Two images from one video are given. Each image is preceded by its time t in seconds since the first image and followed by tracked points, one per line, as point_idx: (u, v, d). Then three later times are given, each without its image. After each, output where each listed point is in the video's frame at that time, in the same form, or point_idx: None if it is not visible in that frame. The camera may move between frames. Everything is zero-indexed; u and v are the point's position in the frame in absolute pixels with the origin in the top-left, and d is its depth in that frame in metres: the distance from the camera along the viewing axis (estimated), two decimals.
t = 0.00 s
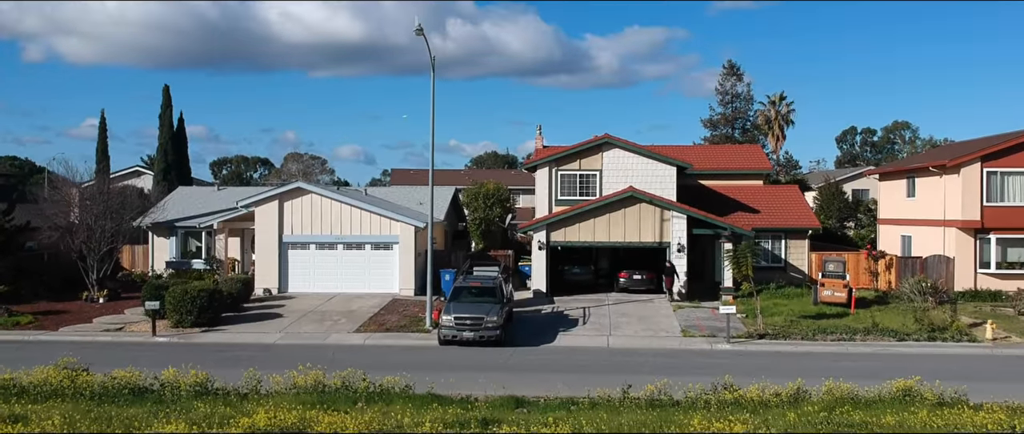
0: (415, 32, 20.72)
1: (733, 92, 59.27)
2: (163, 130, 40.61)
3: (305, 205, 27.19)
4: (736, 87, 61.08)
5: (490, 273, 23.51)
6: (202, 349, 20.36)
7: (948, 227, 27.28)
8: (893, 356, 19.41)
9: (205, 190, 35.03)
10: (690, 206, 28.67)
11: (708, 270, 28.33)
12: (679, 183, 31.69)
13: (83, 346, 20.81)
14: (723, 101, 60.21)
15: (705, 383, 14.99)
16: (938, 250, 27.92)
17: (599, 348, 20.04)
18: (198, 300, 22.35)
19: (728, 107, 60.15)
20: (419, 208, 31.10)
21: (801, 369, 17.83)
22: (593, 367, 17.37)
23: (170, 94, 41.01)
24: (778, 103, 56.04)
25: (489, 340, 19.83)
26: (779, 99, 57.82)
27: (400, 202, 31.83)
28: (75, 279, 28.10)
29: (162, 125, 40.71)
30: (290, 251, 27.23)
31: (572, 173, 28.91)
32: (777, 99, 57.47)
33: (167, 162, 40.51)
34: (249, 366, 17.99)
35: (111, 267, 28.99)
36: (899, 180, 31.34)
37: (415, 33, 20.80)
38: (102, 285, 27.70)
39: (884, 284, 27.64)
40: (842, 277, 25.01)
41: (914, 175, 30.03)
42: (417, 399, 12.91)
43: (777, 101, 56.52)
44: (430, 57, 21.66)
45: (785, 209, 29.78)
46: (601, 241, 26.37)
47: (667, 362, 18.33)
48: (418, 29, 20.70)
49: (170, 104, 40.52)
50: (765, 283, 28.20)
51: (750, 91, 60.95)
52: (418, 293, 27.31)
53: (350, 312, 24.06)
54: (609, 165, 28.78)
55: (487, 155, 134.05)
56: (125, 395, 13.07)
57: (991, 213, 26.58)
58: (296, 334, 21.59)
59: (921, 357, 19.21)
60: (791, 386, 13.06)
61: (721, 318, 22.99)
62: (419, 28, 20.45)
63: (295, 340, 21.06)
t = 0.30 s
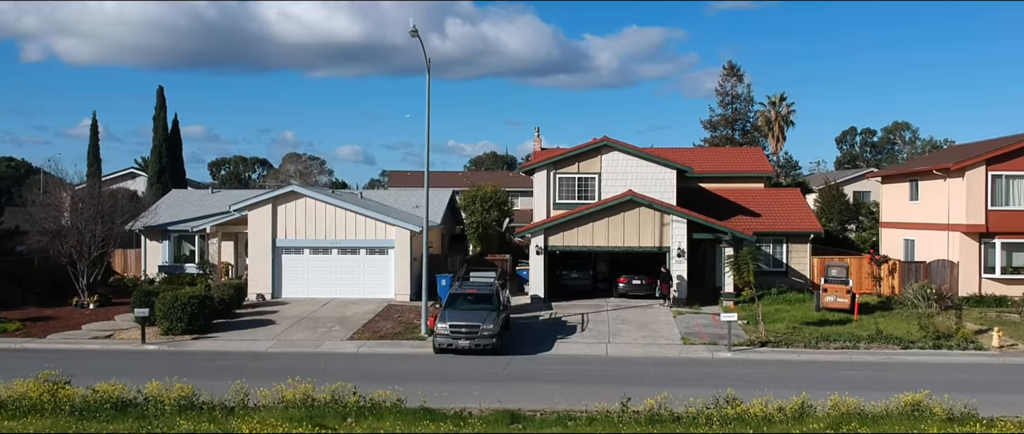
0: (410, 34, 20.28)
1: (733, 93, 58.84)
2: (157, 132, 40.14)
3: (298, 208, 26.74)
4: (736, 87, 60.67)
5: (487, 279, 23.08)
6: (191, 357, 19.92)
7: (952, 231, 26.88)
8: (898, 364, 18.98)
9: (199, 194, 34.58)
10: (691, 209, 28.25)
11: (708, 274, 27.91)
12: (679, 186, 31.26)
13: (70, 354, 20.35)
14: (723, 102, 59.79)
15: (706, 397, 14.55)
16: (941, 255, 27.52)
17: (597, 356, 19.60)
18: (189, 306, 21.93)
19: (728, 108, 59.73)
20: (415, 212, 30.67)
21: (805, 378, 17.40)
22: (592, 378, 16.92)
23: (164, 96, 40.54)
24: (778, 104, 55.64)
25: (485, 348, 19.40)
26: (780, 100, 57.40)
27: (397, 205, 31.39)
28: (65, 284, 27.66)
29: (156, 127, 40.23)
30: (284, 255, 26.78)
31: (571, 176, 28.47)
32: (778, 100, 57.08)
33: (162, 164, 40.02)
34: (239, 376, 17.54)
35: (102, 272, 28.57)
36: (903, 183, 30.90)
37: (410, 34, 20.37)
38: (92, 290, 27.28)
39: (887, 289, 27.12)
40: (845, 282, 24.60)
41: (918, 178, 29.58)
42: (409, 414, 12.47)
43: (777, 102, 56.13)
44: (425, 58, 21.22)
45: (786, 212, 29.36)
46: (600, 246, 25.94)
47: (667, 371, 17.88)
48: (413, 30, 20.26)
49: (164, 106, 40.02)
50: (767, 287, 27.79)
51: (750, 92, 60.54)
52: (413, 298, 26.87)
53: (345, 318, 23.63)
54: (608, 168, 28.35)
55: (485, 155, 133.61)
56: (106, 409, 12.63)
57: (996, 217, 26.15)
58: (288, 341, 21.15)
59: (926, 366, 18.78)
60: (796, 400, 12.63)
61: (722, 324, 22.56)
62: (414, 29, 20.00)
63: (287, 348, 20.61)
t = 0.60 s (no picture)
0: (404, 34, 19.86)
1: (733, 94, 58.43)
2: (151, 134, 39.70)
3: (292, 212, 26.30)
4: (737, 88, 60.22)
5: (483, 284, 22.66)
6: (181, 365, 19.47)
7: (956, 235, 26.45)
8: (903, 373, 18.55)
9: (192, 197, 34.13)
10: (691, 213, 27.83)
11: (709, 279, 27.50)
12: (679, 189, 30.84)
13: (57, 361, 19.90)
14: (723, 103, 59.36)
15: (708, 410, 14.10)
16: (946, 259, 27.10)
17: (595, 365, 19.17)
18: (179, 313, 21.50)
19: (728, 109, 59.30)
20: (411, 215, 30.25)
21: (808, 388, 16.96)
22: (590, 387, 16.47)
23: (158, 97, 40.10)
24: (778, 105, 55.24)
25: (480, 356, 18.96)
26: (780, 100, 56.99)
27: (393, 209, 30.96)
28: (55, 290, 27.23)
29: (150, 129, 39.78)
30: (277, 260, 26.35)
31: (569, 179, 28.05)
32: (778, 101, 56.65)
33: (156, 166, 39.54)
34: (228, 386, 17.09)
35: (92, 277, 28.12)
36: (906, 185, 30.50)
37: (404, 35, 19.96)
38: (82, 296, 26.84)
39: (890, 294, 26.84)
40: (848, 288, 24.17)
41: (921, 181, 29.18)
42: (401, 429, 12.02)
43: (777, 103, 55.71)
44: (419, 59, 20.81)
45: (788, 216, 28.94)
46: (598, 250, 25.52)
47: (667, 380, 17.45)
48: (407, 31, 19.84)
49: (159, 107, 39.56)
50: (768, 292, 27.38)
51: (750, 92, 60.13)
52: (409, 304, 26.43)
53: (338, 325, 23.19)
54: (607, 171, 27.93)
55: (485, 155, 133.16)
56: (86, 423, 12.18)
57: (1001, 221, 25.73)
58: (280, 349, 20.71)
59: (933, 375, 18.35)
60: (801, 414, 12.18)
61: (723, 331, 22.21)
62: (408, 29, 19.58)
63: (279, 356, 20.17)
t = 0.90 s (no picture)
0: (398, 34, 19.41)
1: (734, 95, 58.01)
2: (145, 135, 39.24)
3: (286, 216, 25.88)
4: (737, 88, 59.78)
5: (479, 290, 22.23)
6: (170, 374, 19.03)
7: (960, 239, 26.04)
8: (909, 382, 18.11)
9: (186, 199, 33.70)
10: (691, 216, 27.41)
11: (709, 284, 27.07)
12: (678, 192, 30.43)
13: (43, 369, 19.46)
14: (723, 104, 58.94)
15: (710, 423, 13.64)
16: (949, 263, 26.69)
17: (594, 373, 18.73)
18: (169, 319, 21.06)
19: (729, 110, 58.88)
20: (408, 218, 29.82)
21: (812, 398, 16.52)
22: (588, 398, 16.03)
23: (152, 99, 39.62)
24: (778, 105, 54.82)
25: (476, 365, 18.52)
26: (780, 101, 56.59)
27: (389, 212, 30.54)
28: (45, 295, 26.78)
29: (144, 130, 39.33)
30: (271, 264, 25.93)
31: (567, 182, 27.63)
32: (779, 102, 56.23)
33: (150, 168, 39.08)
34: (216, 396, 16.64)
35: (83, 282, 27.69)
36: (908, 189, 30.07)
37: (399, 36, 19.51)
38: (72, 301, 26.40)
39: (893, 298, 26.44)
40: (851, 293, 23.74)
41: (924, 184, 28.76)
42: None
43: (778, 103, 55.29)
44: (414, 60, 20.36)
45: (789, 219, 28.53)
46: (597, 255, 25.10)
47: (668, 390, 17.00)
48: (402, 31, 19.40)
49: (153, 108, 39.11)
50: (769, 297, 26.98)
51: (750, 93, 59.74)
52: (405, 309, 26.00)
53: (332, 331, 22.76)
54: (606, 174, 27.51)
55: (484, 155, 132.67)
56: None
57: (1006, 225, 25.30)
58: (272, 356, 20.27)
59: (939, 384, 17.91)
60: (807, 430, 11.72)
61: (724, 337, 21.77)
62: (403, 30, 19.13)
63: (271, 364, 19.74)
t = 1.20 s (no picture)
0: (392, 36, 18.99)
1: (734, 96, 57.60)
2: (139, 137, 38.81)
3: (279, 220, 25.45)
4: (737, 89, 59.36)
5: (476, 296, 21.81)
6: (159, 383, 18.59)
7: (965, 243, 25.68)
8: (915, 391, 17.69)
9: (180, 203, 33.29)
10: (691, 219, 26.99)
11: (709, 289, 26.65)
12: (678, 195, 30.02)
13: (29, 378, 18.99)
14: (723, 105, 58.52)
15: None
16: (954, 268, 26.29)
17: (593, 382, 18.29)
18: (159, 327, 20.62)
19: (729, 111, 58.46)
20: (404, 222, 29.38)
21: (817, 408, 16.08)
22: (587, 410, 15.58)
23: (146, 100, 39.18)
24: (778, 106, 54.42)
25: (472, 374, 18.11)
26: (780, 102, 56.17)
27: (385, 215, 30.11)
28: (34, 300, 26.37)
29: (138, 132, 38.87)
30: (264, 269, 25.50)
31: (566, 185, 27.20)
32: (779, 103, 55.83)
33: (144, 170, 38.62)
34: (205, 407, 16.18)
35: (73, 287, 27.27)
36: (912, 191, 29.65)
37: (393, 37, 19.09)
38: (62, 306, 25.99)
39: (897, 304, 26.05)
40: (855, 299, 23.30)
41: (928, 187, 28.34)
42: None
43: (778, 104, 54.90)
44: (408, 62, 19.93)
45: (791, 222, 28.10)
46: (595, 259, 24.69)
47: (668, 401, 16.57)
48: (396, 32, 18.96)
49: (147, 109, 38.64)
50: (771, 302, 26.57)
51: (750, 94, 59.32)
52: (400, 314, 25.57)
53: (326, 338, 22.35)
54: (605, 177, 27.09)
55: (484, 156, 132.24)
56: None
57: (1012, 229, 24.89)
58: (264, 365, 19.83)
59: (946, 393, 17.48)
60: None
61: (725, 344, 21.42)
62: (396, 31, 18.70)
63: (262, 372, 19.29)
